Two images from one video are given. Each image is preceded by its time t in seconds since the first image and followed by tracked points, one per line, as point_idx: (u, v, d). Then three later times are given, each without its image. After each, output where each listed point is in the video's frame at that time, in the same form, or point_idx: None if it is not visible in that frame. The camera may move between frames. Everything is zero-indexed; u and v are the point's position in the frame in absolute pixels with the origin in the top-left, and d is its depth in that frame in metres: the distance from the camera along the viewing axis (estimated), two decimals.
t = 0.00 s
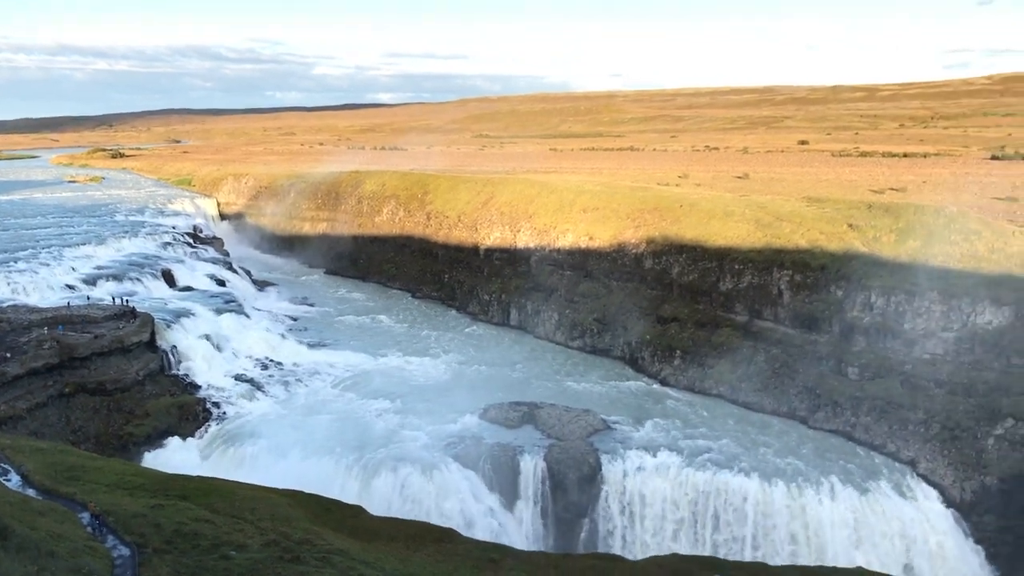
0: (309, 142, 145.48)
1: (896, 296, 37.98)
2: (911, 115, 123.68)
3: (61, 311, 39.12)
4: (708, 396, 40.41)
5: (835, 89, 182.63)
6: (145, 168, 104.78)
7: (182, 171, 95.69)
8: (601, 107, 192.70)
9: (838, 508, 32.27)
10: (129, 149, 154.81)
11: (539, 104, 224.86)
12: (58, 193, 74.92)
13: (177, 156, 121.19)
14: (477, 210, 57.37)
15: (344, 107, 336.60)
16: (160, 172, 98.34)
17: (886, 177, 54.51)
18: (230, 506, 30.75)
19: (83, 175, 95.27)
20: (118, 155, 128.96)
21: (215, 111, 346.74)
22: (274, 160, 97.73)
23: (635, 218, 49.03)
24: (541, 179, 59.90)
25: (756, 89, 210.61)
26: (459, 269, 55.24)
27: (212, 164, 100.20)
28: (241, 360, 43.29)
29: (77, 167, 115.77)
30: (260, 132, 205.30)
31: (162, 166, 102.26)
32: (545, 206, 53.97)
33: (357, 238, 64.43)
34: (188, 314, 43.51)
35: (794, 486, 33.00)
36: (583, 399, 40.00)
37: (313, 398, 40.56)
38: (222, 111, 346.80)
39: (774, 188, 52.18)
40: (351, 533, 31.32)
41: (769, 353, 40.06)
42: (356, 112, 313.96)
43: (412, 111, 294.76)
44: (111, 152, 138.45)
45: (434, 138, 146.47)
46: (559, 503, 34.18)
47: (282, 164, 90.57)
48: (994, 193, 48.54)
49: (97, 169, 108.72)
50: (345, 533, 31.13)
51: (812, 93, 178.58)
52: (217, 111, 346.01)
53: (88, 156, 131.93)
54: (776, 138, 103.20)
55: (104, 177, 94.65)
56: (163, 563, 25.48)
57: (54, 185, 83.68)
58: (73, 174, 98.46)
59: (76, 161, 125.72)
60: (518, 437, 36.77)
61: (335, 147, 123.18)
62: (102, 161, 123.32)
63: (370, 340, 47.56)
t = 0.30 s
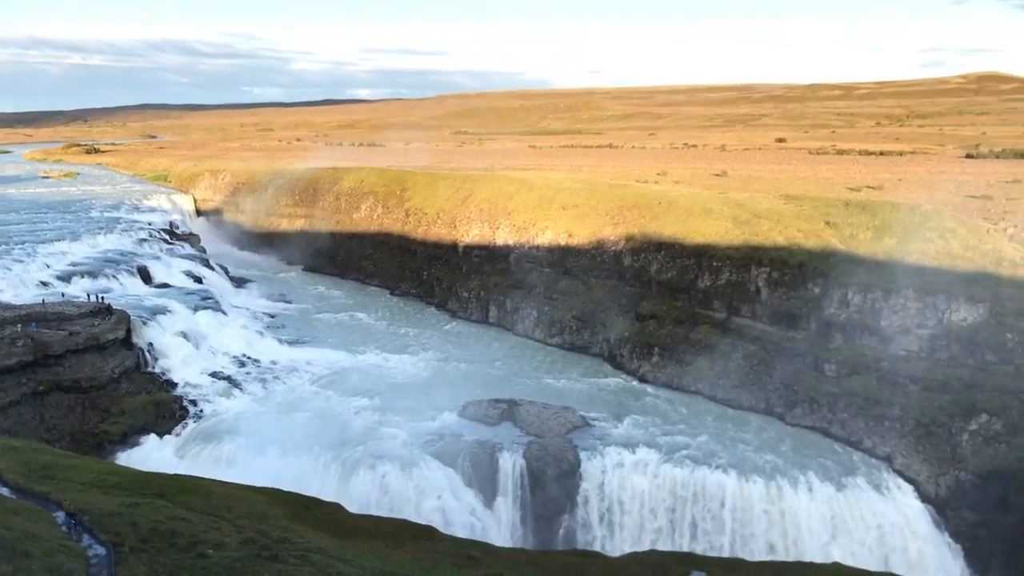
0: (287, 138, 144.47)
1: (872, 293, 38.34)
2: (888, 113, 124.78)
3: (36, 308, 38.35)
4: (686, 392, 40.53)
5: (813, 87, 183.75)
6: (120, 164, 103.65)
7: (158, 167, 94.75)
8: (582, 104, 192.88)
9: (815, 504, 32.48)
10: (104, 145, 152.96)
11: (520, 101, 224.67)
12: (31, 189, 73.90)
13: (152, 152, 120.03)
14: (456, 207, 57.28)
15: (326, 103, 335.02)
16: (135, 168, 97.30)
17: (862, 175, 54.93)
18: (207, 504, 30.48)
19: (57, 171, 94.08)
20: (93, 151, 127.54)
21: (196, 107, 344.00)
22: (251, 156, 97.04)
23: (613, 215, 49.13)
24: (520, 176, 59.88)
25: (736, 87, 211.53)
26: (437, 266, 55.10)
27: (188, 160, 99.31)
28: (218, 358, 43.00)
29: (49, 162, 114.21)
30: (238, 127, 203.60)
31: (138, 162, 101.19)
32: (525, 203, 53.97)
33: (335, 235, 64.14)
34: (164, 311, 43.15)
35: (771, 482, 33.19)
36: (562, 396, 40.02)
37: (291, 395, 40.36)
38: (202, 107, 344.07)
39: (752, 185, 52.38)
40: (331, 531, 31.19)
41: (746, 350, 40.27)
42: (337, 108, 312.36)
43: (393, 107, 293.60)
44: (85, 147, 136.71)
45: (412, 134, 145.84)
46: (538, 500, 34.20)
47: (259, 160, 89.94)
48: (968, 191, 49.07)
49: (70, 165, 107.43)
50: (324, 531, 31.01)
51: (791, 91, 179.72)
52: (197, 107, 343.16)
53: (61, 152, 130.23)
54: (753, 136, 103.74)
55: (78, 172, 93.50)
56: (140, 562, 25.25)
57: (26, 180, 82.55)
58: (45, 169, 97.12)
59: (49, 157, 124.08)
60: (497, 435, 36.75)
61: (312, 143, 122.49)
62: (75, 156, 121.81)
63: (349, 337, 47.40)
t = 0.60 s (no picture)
0: (263, 132, 143.24)
1: (846, 288, 38.96)
2: (863, 110, 125.94)
3: (5, 304, 38.06)
4: (662, 387, 40.71)
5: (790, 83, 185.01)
6: (93, 158, 102.44)
7: (130, 161, 93.72)
8: (561, 100, 192.98)
9: (789, 497, 32.82)
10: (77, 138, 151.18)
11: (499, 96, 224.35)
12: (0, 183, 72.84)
13: (123, 145, 118.39)
14: (432, 202, 57.17)
15: (305, 98, 332.32)
16: (107, 163, 96.21)
17: (835, 171, 55.43)
18: (181, 500, 30.25)
19: (26, 164, 92.79)
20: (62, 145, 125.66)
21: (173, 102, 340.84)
22: (225, 151, 96.26)
23: (589, 211, 49.26)
24: (497, 171, 59.85)
25: (715, 83, 212.56)
26: (413, 261, 54.95)
27: (161, 154, 98.23)
28: (192, 353, 42.71)
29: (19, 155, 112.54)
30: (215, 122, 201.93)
31: (110, 157, 100.05)
32: (501, 198, 53.98)
33: (310, 230, 63.83)
34: (137, 307, 42.79)
35: (746, 476, 33.44)
36: (539, 391, 40.08)
37: (265, 391, 40.19)
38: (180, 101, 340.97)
39: (727, 182, 52.65)
40: (307, 527, 31.10)
41: (720, 345, 40.56)
42: (315, 103, 310.73)
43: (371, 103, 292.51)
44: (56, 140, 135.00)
45: (390, 129, 145.16)
46: (515, 494, 34.29)
47: (233, 154, 89.25)
48: (940, 188, 49.65)
49: (40, 158, 106.05)
50: (300, 527, 30.92)
51: (769, 88, 180.77)
52: (175, 101, 340.10)
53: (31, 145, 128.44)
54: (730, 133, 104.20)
55: (48, 166, 92.25)
56: (113, 560, 25.05)
57: None
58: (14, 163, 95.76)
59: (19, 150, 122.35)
60: (474, 430, 36.74)
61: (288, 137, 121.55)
62: (45, 150, 120.17)
63: (324, 333, 47.23)
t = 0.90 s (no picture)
0: (235, 125, 141.90)
1: (816, 281, 39.35)
2: (835, 105, 127.14)
3: None
4: (634, 380, 40.94)
5: (764, 78, 186.36)
6: (60, 151, 100.91)
7: (99, 154, 92.42)
8: (537, 93, 192.91)
9: (760, 489, 33.12)
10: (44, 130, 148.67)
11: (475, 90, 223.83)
12: None
13: (91, 138, 116.68)
14: (405, 195, 57.05)
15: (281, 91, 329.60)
16: (75, 155, 94.82)
17: (804, 166, 55.97)
18: (153, 496, 30.02)
19: None
20: (28, 137, 123.52)
21: (146, 94, 336.60)
22: (195, 143, 95.29)
23: (563, 204, 49.42)
24: (470, 165, 59.82)
25: (690, 78, 213.54)
26: (385, 255, 54.75)
27: (130, 147, 96.98)
28: (162, 348, 42.32)
29: None
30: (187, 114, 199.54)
31: (78, 149, 98.62)
32: (474, 191, 53.97)
33: (281, 223, 63.46)
34: (107, 301, 42.36)
35: (718, 468, 33.68)
36: (512, 385, 40.15)
37: (237, 386, 39.94)
38: (153, 94, 336.83)
39: (699, 176, 52.96)
40: (280, 522, 31.00)
41: (692, 338, 40.83)
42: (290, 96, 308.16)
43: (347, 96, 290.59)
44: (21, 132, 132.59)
45: (364, 122, 144.39)
46: (488, 488, 34.30)
47: (203, 147, 88.33)
48: (908, 182, 50.32)
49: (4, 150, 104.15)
50: (273, 522, 30.75)
51: (743, 83, 181.88)
52: (147, 93, 335.95)
53: None
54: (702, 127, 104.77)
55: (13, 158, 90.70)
56: (83, 557, 24.83)
57: None
58: None
59: None
60: (448, 424, 36.68)
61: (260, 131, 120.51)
62: (10, 142, 118.13)
63: (296, 327, 47.01)
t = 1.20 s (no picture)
0: (205, 117, 140.47)
1: (784, 274, 39.82)
2: (804, 98, 128.34)
3: None
4: (606, 372, 41.18)
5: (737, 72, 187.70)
6: (23, 143, 99.25)
7: (65, 146, 91.09)
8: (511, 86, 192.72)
9: (731, 479, 33.47)
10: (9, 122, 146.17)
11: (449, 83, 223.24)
12: None
13: (56, 130, 114.99)
14: (377, 188, 56.93)
15: (253, 84, 326.14)
16: (40, 148, 93.33)
17: (773, 159, 56.51)
18: (123, 491, 29.81)
19: None
20: None
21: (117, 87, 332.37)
22: (163, 136, 94.23)
23: (535, 197, 49.60)
24: (442, 158, 59.78)
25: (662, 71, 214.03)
26: (357, 248, 54.57)
27: (96, 139, 95.73)
28: (131, 342, 41.89)
29: None
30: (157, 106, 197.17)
31: (43, 142, 97.10)
32: (446, 184, 53.97)
33: (251, 217, 63.06)
34: (74, 296, 41.97)
35: (689, 459, 33.97)
36: (484, 378, 40.24)
37: (208, 380, 39.69)
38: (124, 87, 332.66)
39: (669, 169, 53.29)
40: (253, 517, 30.91)
41: (663, 331, 41.16)
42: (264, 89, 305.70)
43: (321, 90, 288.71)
44: None
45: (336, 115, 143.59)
46: (461, 480, 34.40)
47: (172, 140, 87.38)
48: (875, 176, 50.98)
49: None
50: (244, 516, 30.65)
51: (715, 77, 182.66)
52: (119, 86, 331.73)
53: None
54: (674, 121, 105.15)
55: None
56: (52, 553, 24.64)
57: None
58: None
59: None
60: (421, 417, 36.69)
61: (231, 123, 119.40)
62: None
63: (267, 321, 46.78)
